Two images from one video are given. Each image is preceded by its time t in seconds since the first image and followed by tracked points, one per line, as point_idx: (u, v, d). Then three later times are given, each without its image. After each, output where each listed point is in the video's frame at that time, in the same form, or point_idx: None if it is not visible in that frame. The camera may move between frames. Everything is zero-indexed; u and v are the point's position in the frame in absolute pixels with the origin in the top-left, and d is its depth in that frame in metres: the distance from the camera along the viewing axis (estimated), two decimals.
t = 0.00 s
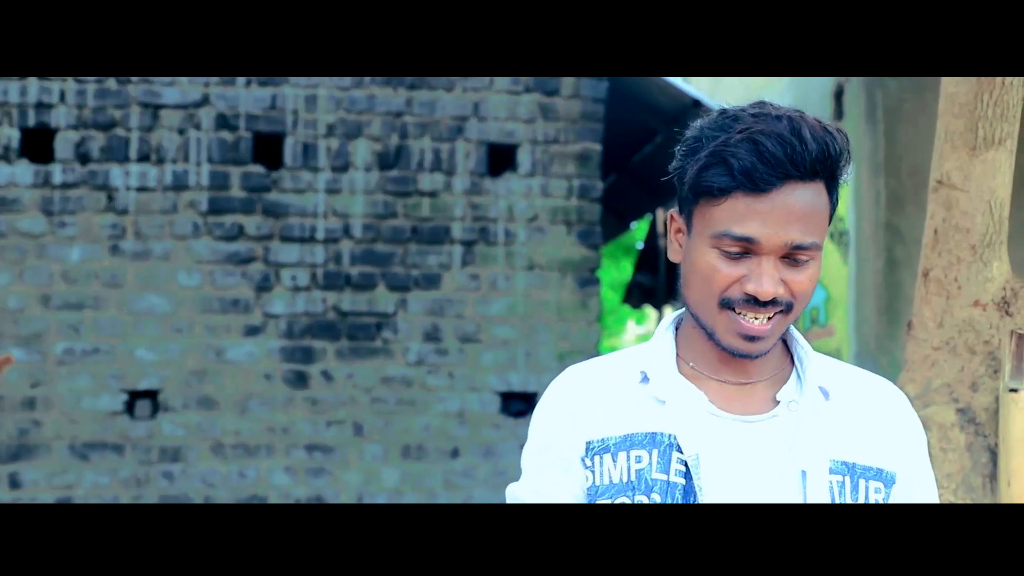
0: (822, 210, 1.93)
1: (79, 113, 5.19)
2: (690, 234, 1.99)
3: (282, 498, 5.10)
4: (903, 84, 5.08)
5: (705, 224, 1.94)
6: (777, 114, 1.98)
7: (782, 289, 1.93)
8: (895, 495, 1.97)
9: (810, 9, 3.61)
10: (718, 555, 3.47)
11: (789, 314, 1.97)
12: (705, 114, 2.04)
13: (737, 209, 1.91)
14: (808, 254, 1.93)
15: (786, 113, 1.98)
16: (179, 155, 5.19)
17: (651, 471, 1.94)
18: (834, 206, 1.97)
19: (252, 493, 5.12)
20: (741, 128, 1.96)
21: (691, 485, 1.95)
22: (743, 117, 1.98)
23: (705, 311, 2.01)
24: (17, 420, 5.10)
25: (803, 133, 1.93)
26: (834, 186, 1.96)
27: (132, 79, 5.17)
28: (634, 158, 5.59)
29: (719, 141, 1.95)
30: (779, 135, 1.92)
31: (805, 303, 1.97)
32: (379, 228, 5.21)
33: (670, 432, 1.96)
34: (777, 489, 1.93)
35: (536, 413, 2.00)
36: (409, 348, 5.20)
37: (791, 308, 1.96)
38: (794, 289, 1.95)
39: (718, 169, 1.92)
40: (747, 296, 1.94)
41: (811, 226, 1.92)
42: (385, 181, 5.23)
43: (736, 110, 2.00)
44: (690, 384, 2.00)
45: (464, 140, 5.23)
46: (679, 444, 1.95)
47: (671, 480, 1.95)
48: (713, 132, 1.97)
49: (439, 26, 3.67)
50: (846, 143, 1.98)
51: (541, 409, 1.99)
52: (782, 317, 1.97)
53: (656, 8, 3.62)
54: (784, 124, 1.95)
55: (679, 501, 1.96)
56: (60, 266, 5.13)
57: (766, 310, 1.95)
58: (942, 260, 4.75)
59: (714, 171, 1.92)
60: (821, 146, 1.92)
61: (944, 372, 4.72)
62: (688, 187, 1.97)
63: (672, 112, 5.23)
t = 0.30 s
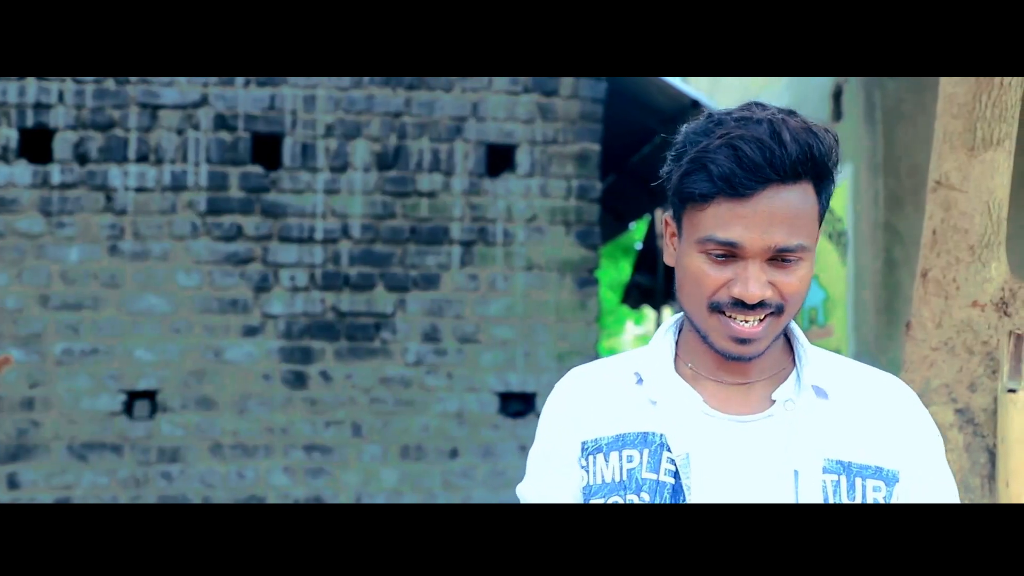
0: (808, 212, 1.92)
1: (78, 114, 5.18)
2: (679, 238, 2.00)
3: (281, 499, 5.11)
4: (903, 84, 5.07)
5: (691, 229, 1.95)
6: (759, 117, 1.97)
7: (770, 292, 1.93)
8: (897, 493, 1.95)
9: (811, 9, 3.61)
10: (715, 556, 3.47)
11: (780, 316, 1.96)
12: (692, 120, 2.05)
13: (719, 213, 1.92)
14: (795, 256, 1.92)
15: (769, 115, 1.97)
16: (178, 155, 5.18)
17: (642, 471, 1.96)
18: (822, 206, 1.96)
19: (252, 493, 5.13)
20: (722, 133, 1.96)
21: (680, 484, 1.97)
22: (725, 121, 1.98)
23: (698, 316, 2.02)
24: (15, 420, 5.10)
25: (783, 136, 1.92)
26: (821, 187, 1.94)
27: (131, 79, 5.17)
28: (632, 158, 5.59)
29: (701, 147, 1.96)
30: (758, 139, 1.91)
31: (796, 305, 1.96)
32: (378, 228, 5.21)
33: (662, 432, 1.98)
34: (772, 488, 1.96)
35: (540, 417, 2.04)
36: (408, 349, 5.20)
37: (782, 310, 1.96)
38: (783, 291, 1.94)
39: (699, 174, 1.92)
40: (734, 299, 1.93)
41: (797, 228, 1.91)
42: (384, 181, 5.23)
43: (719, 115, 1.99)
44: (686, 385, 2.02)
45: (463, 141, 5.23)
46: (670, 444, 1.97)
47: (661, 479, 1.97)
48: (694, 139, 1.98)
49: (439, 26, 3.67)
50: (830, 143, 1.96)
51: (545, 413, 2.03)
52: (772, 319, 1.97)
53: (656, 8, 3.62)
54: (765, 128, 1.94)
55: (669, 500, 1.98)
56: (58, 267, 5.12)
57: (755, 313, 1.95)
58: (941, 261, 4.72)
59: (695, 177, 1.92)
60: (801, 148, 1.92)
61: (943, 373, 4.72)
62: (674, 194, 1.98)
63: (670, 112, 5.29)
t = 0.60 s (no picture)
0: (778, 212, 2.15)
1: (75, 114, 5.18)
2: (665, 246, 2.26)
3: (278, 499, 5.11)
4: (898, 84, 5.06)
5: (670, 239, 2.23)
6: (728, 123, 2.22)
7: (749, 293, 2.19)
8: (893, 491, 2.21)
9: (807, 8, 3.61)
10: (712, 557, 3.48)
11: (763, 314, 2.23)
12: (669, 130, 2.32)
13: (695, 220, 2.17)
14: (769, 258, 2.18)
15: (740, 122, 2.21)
16: (175, 156, 5.18)
17: (636, 472, 2.30)
18: (803, 206, 2.18)
19: (249, 493, 5.13)
20: (694, 139, 2.22)
21: (671, 485, 2.29)
22: (698, 129, 2.23)
23: (686, 320, 2.30)
24: (12, 420, 5.09)
25: (750, 140, 2.16)
26: (798, 187, 2.17)
27: (128, 79, 5.17)
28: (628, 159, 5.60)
29: (675, 153, 2.21)
30: (725, 145, 2.16)
31: (774, 304, 2.22)
32: (375, 228, 5.21)
33: (656, 434, 2.30)
34: (767, 486, 2.25)
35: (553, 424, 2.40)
36: (406, 349, 5.20)
37: (765, 310, 2.23)
38: (760, 291, 2.20)
39: (672, 182, 2.18)
40: (716, 302, 2.21)
41: (772, 234, 2.16)
42: (381, 181, 5.22)
43: (695, 122, 2.25)
44: (683, 388, 2.32)
45: (461, 141, 5.23)
46: (663, 445, 2.29)
47: (654, 479, 2.30)
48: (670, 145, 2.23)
49: (437, 26, 3.68)
50: (797, 144, 2.17)
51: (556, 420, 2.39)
52: (757, 319, 2.24)
53: (653, 8, 3.63)
54: (733, 133, 2.19)
55: (661, 499, 2.31)
56: (55, 267, 5.12)
57: (738, 314, 2.21)
58: (938, 261, 4.75)
59: (669, 185, 2.18)
60: (767, 151, 2.14)
61: (941, 373, 4.74)
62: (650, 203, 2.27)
63: (667, 113, 5.31)
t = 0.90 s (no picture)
0: (743, 215, 2.17)
1: (48, 113, 5.15)
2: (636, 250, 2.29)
3: (251, 500, 5.09)
4: (870, 86, 5.09)
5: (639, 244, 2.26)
6: (693, 127, 2.23)
7: (718, 296, 2.22)
8: (866, 493, 2.22)
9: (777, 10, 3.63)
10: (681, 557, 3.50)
11: (733, 317, 2.25)
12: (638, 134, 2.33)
13: (661, 225, 2.20)
14: (736, 261, 2.20)
15: (704, 125, 2.22)
16: (149, 155, 5.16)
17: (611, 474, 2.31)
18: (769, 208, 2.19)
19: (222, 494, 5.11)
20: (659, 143, 2.23)
21: (646, 487, 2.29)
22: (663, 133, 2.24)
23: (659, 323, 2.33)
24: None
25: (714, 144, 2.17)
26: (762, 189, 2.18)
27: (101, 78, 5.14)
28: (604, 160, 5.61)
29: (640, 158, 2.23)
30: (689, 148, 2.17)
31: (743, 306, 2.24)
32: (350, 229, 5.20)
33: (630, 436, 2.31)
34: (742, 488, 2.24)
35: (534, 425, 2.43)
36: (381, 350, 5.19)
37: (735, 312, 2.25)
38: (729, 293, 2.23)
39: (637, 187, 2.20)
40: (685, 305, 2.24)
41: (739, 236, 2.18)
42: (356, 182, 5.21)
43: (660, 126, 2.26)
44: (659, 391, 2.33)
45: (436, 142, 5.22)
46: (637, 447, 2.29)
47: (628, 481, 2.31)
48: (636, 150, 2.25)
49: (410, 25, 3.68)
50: (762, 146, 2.17)
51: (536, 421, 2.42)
52: (727, 322, 2.26)
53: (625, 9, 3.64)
54: (697, 137, 2.20)
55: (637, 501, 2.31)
56: (27, 267, 5.08)
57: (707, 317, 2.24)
58: (910, 263, 4.74)
59: (634, 190, 2.20)
60: (731, 154, 2.15)
61: (912, 375, 4.76)
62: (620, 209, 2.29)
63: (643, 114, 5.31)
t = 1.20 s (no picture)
0: (736, 219, 2.22)
1: (28, 111, 5.14)
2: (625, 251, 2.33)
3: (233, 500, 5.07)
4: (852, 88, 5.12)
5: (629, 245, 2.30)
6: (688, 128, 2.25)
7: (708, 299, 2.28)
8: (847, 492, 2.29)
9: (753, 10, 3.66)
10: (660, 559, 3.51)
11: (721, 319, 2.31)
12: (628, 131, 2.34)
13: (655, 227, 2.24)
14: (726, 264, 2.26)
15: (699, 126, 2.24)
16: (130, 155, 5.14)
17: (592, 475, 2.31)
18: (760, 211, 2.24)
19: (204, 495, 5.09)
20: (654, 145, 2.25)
21: (628, 487, 2.31)
22: (657, 134, 2.26)
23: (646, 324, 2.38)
24: None
25: (711, 147, 2.20)
26: (756, 192, 2.22)
27: (82, 77, 5.13)
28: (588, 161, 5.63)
29: (635, 158, 2.24)
30: (687, 151, 2.20)
31: (731, 308, 2.30)
32: (333, 229, 5.19)
33: (612, 436, 2.32)
34: (726, 488, 2.30)
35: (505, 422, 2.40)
36: (363, 350, 5.18)
37: (723, 315, 2.31)
38: (717, 295, 2.29)
39: (633, 188, 2.22)
40: (675, 307, 2.30)
41: (731, 239, 2.23)
42: (338, 182, 5.20)
43: (653, 127, 2.28)
44: (639, 393, 2.36)
45: (419, 142, 5.22)
46: (620, 448, 2.31)
47: (611, 482, 2.32)
48: (630, 150, 2.26)
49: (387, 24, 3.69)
50: (758, 150, 2.21)
51: (507, 419, 2.39)
52: (714, 324, 2.32)
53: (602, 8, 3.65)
54: (694, 139, 2.22)
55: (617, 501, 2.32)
56: (7, 266, 5.07)
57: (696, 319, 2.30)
58: (891, 264, 4.77)
59: (630, 192, 2.22)
60: (728, 158, 2.19)
61: (892, 375, 4.79)
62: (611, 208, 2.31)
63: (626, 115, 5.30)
